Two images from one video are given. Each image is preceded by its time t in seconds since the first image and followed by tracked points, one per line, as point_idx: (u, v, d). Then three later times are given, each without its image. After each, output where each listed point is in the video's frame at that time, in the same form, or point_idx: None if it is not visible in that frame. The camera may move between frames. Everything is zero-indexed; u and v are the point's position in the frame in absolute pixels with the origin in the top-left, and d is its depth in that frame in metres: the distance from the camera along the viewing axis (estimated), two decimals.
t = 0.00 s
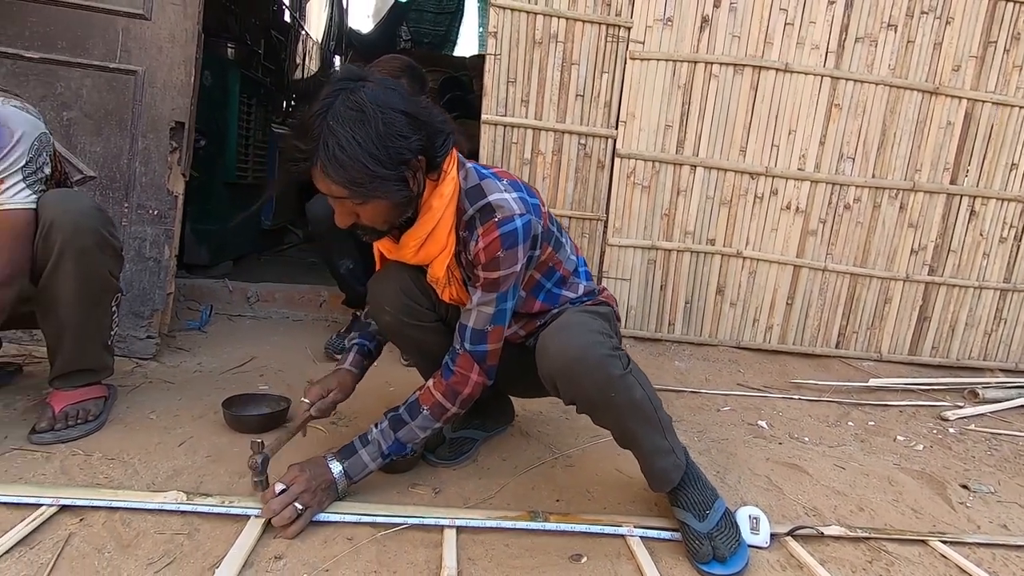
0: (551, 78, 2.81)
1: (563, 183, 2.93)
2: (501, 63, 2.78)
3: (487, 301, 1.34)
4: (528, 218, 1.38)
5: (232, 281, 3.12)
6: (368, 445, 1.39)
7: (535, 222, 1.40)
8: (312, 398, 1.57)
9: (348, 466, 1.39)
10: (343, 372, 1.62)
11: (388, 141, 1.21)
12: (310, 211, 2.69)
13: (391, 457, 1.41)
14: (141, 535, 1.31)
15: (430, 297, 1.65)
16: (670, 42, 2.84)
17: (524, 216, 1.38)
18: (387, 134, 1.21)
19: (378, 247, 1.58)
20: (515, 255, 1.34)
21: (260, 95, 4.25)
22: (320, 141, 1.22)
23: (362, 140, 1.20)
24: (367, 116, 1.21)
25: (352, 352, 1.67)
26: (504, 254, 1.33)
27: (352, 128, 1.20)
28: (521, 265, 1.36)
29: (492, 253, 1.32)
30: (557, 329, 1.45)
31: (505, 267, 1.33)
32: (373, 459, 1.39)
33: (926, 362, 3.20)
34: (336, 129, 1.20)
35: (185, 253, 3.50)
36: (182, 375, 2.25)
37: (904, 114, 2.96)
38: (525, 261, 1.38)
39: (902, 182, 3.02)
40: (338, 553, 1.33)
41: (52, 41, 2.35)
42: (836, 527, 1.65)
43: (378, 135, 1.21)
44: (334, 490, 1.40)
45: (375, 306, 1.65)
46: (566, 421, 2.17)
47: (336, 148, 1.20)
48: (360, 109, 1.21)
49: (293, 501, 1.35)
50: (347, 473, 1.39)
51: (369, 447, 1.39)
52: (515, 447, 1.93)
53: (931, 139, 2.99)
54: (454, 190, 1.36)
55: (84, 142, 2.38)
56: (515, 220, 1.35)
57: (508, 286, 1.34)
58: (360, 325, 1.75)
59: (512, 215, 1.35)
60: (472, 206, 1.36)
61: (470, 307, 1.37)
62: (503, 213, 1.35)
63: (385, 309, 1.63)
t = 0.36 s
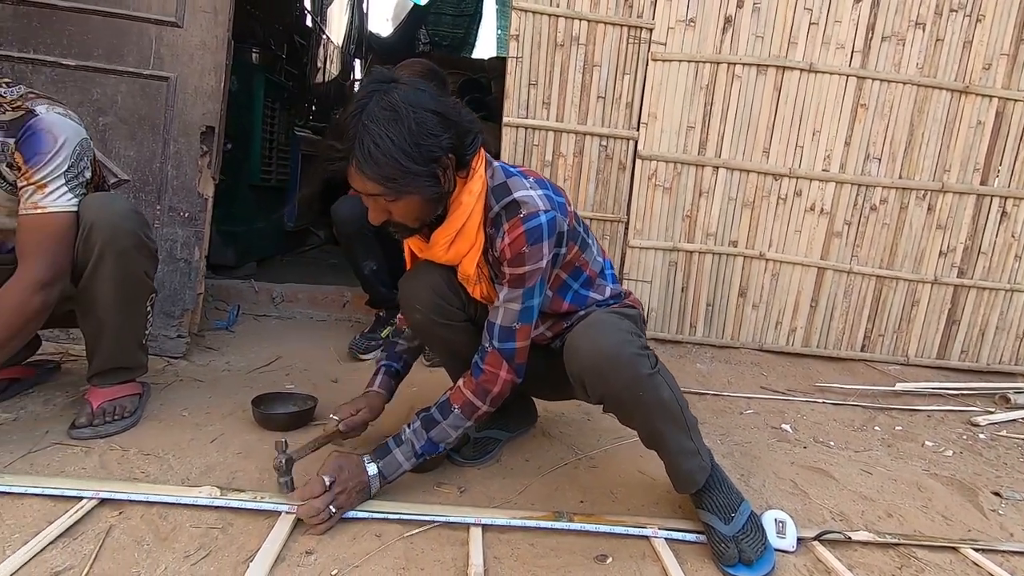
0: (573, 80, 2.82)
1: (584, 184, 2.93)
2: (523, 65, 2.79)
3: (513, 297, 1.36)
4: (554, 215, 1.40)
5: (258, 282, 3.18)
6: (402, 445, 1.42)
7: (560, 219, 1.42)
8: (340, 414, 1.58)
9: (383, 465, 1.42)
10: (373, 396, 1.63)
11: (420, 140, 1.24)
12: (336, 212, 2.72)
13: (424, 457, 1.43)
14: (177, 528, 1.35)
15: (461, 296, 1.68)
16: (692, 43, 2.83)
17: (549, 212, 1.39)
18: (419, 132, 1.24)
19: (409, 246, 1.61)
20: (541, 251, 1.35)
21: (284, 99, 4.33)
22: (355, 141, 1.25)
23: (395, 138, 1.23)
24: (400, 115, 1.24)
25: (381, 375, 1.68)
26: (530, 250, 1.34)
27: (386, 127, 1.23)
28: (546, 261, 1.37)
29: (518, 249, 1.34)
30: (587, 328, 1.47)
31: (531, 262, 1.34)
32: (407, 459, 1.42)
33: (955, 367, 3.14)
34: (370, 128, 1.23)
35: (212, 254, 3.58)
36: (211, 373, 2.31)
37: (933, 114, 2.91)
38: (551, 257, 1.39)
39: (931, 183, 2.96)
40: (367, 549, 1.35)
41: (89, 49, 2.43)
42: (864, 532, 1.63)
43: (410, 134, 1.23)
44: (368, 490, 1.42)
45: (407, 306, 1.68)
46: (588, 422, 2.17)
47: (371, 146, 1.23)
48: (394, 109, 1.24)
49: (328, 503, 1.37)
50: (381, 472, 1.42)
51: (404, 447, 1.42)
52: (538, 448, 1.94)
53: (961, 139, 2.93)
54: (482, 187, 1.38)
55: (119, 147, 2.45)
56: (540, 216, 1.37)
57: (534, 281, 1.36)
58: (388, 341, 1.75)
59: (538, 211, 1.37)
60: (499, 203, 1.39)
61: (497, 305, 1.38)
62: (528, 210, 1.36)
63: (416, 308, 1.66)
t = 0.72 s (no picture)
0: (593, 82, 2.82)
1: (604, 186, 2.92)
2: (543, 68, 2.80)
3: (539, 290, 1.37)
4: (581, 210, 1.41)
5: (282, 284, 3.24)
6: (429, 444, 1.43)
7: (588, 214, 1.42)
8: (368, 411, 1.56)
9: (410, 464, 1.43)
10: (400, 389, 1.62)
11: (456, 132, 1.27)
12: (359, 216, 2.74)
13: (450, 455, 1.45)
14: (209, 525, 1.38)
15: (489, 293, 1.69)
16: (714, 43, 2.81)
17: (576, 207, 1.40)
18: (455, 125, 1.27)
19: (439, 239, 1.64)
20: (567, 244, 1.37)
21: (306, 104, 4.40)
22: (393, 131, 1.27)
23: (432, 129, 1.25)
24: (437, 108, 1.27)
25: (409, 369, 1.67)
26: (556, 243, 1.36)
27: (423, 119, 1.26)
28: (572, 254, 1.38)
29: (544, 242, 1.36)
30: (617, 322, 1.48)
31: (557, 255, 1.36)
32: (434, 458, 1.43)
33: (987, 370, 3.05)
34: (408, 120, 1.26)
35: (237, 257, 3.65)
36: (238, 374, 2.35)
37: (962, 111, 2.85)
38: (578, 252, 1.40)
39: (961, 182, 2.89)
40: (394, 547, 1.37)
41: (121, 57, 2.50)
42: (895, 537, 1.60)
43: (446, 126, 1.26)
44: (397, 490, 1.44)
45: (436, 303, 1.69)
46: (610, 424, 2.17)
47: (408, 136, 1.25)
48: (431, 102, 1.27)
49: (359, 504, 1.39)
50: (408, 471, 1.43)
51: (430, 446, 1.43)
52: (561, 449, 1.94)
53: (992, 136, 2.86)
54: (512, 181, 1.40)
55: (149, 152, 2.51)
56: (567, 210, 1.38)
57: (560, 275, 1.37)
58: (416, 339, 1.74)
59: (565, 205, 1.38)
60: (526, 197, 1.40)
61: (522, 298, 1.40)
62: (555, 204, 1.38)
63: (445, 305, 1.67)
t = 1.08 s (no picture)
0: (609, 84, 2.82)
1: (620, 188, 2.92)
2: (559, 71, 2.81)
3: (560, 293, 1.38)
4: (605, 215, 1.41)
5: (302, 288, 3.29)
6: (446, 446, 1.45)
7: (611, 219, 1.43)
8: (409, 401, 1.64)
9: (428, 467, 1.45)
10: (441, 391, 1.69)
11: (488, 140, 1.28)
12: (377, 221, 2.77)
13: (468, 457, 1.46)
14: (233, 525, 1.41)
15: (511, 294, 1.70)
16: (730, 42, 2.79)
17: (600, 211, 1.41)
18: (487, 133, 1.29)
19: (463, 242, 1.65)
20: (591, 248, 1.37)
21: (324, 110, 4.46)
22: (427, 140, 1.28)
23: (466, 137, 1.27)
24: (470, 116, 1.28)
25: (448, 371, 1.75)
26: (581, 246, 1.37)
27: (457, 127, 1.27)
28: (596, 258, 1.39)
29: (568, 245, 1.37)
30: (643, 312, 1.48)
31: (581, 258, 1.37)
32: (451, 460, 1.45)
33: (1017, 372, 2.98)
34: (442, 128, 1.27)
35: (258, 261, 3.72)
36: (260, 376, 2.40)
37: (988, 107, 2.79)
38: (601, 256, 1.40)
39: (987, 179, 2.83)
40: (413, 548, 1.38)
41: (147, 69, 2.57)
42: (920, 543, 1.58)
43: (480, 134, 1.28)
44: (417, 493, 1.45)
45: (459, 303, 1.71)
46: (627, 427, 2.16)
47: (443, 144, 1.26)
48: (464, 110, 1.29)
49: (377, 506, 1.40)
50: (427, 474, 1.45)
51: (449, 448, 1.44)
52: (578, 452, 1.95)
53: (1020, 132, 2.80)
54: (537, 186, 1.42)
55: (174, 160, 2.58)
56: (592, 214, 1.39)
57: (582, 279, 1.37)
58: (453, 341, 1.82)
59: (590, 209, 1.39)
60: (552, 201, 1.42)
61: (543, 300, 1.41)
62: (580, 208, 1.39)
63: (468, 305, 1.69)
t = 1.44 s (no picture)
0: (618, 84, 2.81)
1: (631, 188, 2.91)
2: (568, 72, 2.81)
3: (558, 296, 1.38)
4: (603, 216, 1.41)
5: (315, 290, 3.32)
6: (449, 448, 1.46)
7: (610, 220, 1.42)
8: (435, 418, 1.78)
9: (431, 468, 1.47)
10: (461, 395, 1.80)
11: (478, 145, 1.31)
12: (387, 223, 2.79)
13: (471, 459, 1.46)
14: (248, 525, 1.43)
15: (516, 295, 1.70)
16: (741, 40, 2.77)
17: (598, 213, 1.41)
18: (478, 139, 1.31)
19: (467, 246, 1.66)
20: (588, 250, 1.37)
21: (335, 114, 4.50)
22: (418, 149, 1.32)
23: (456, 144, 1.29)
24: (460, 123, 1.31)
25: (467, 375, 1.84)
26: (577, 249, 1.36)
27: (447, 134, 1.30)
28: (594, 261, 1.38)
29: (565, 248, 1.37)
30: (644, 323, 1.47)
31: (579, 261, 1.36)
32: (454, 461, 1.46)
33: None
34: (433, 136, 1.31)
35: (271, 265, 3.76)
36: (274, 378, 2.42)
37: (1006, 102, 2.74)
38: (599, 259, 1.40)
39: (1006, 175, 2.78)
40: (425, 549, 1.39)
41: (162, 76, 2.61)
42: (938, 546, 1.55)
43: (470, 140, 1.31)
44: (424, 493, 1.49)
45: (466, 304, 1.73)
46: (639, 428, 2.15)
47: (433, 152, 1.29)
48: (454, 118, 1.32)
49: (382, 494, 1.43)
50: (432, 476, 1.47)
51: (451, 450, 1.45)
52: (589, 453, 1.94)
53: None
54: (535, 189, 1.42)
55: (189, 165, 2.62)
56: (588, 216, 1.38)
57: (580, 281, 1.37)
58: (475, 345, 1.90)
59: (586, 212, 1.38)
60: (549, 205, 1.42)
61: (542, 302, 1.41)
62: (577, 210, 1.38)
63: (475, 307, 1.70)
